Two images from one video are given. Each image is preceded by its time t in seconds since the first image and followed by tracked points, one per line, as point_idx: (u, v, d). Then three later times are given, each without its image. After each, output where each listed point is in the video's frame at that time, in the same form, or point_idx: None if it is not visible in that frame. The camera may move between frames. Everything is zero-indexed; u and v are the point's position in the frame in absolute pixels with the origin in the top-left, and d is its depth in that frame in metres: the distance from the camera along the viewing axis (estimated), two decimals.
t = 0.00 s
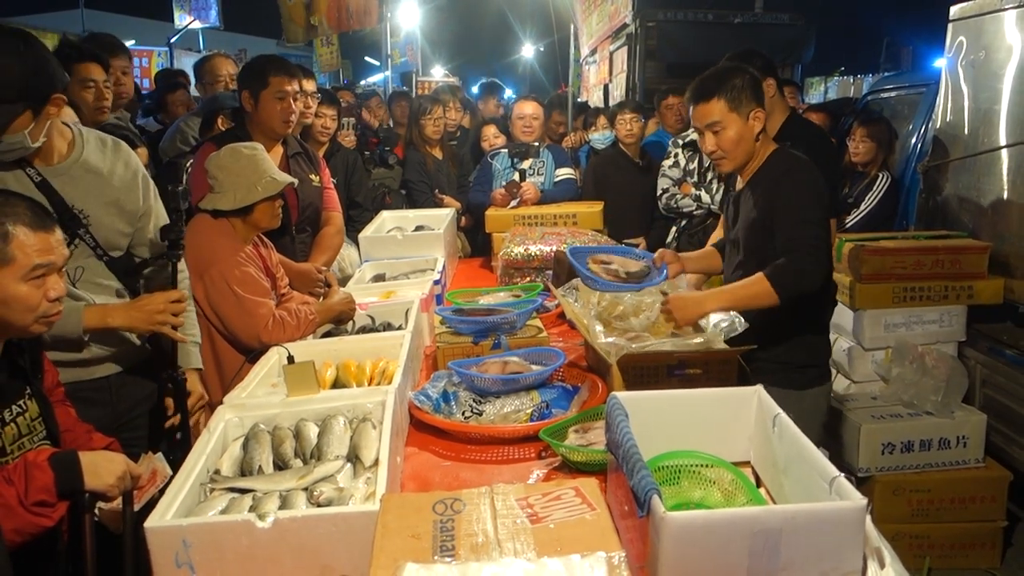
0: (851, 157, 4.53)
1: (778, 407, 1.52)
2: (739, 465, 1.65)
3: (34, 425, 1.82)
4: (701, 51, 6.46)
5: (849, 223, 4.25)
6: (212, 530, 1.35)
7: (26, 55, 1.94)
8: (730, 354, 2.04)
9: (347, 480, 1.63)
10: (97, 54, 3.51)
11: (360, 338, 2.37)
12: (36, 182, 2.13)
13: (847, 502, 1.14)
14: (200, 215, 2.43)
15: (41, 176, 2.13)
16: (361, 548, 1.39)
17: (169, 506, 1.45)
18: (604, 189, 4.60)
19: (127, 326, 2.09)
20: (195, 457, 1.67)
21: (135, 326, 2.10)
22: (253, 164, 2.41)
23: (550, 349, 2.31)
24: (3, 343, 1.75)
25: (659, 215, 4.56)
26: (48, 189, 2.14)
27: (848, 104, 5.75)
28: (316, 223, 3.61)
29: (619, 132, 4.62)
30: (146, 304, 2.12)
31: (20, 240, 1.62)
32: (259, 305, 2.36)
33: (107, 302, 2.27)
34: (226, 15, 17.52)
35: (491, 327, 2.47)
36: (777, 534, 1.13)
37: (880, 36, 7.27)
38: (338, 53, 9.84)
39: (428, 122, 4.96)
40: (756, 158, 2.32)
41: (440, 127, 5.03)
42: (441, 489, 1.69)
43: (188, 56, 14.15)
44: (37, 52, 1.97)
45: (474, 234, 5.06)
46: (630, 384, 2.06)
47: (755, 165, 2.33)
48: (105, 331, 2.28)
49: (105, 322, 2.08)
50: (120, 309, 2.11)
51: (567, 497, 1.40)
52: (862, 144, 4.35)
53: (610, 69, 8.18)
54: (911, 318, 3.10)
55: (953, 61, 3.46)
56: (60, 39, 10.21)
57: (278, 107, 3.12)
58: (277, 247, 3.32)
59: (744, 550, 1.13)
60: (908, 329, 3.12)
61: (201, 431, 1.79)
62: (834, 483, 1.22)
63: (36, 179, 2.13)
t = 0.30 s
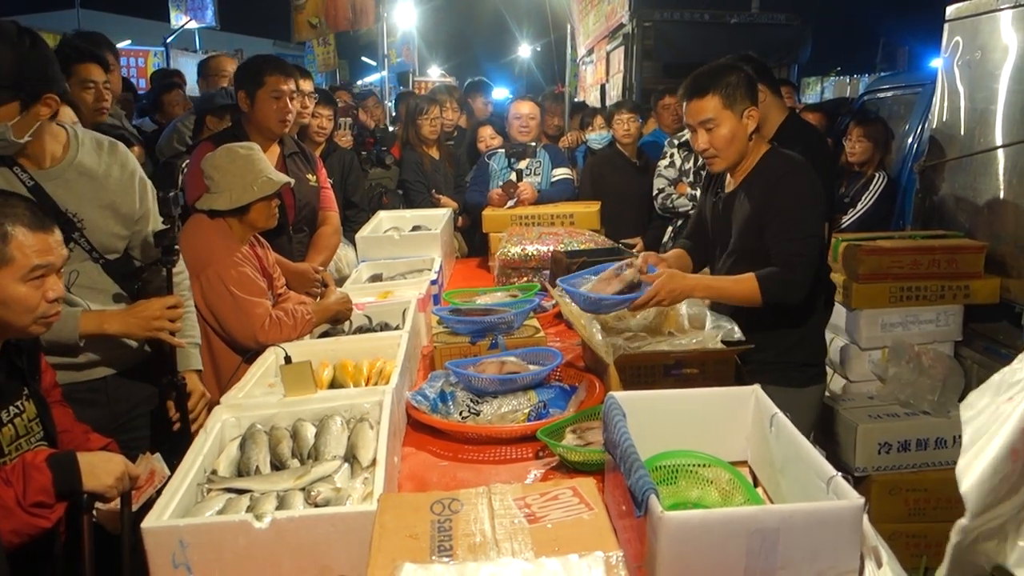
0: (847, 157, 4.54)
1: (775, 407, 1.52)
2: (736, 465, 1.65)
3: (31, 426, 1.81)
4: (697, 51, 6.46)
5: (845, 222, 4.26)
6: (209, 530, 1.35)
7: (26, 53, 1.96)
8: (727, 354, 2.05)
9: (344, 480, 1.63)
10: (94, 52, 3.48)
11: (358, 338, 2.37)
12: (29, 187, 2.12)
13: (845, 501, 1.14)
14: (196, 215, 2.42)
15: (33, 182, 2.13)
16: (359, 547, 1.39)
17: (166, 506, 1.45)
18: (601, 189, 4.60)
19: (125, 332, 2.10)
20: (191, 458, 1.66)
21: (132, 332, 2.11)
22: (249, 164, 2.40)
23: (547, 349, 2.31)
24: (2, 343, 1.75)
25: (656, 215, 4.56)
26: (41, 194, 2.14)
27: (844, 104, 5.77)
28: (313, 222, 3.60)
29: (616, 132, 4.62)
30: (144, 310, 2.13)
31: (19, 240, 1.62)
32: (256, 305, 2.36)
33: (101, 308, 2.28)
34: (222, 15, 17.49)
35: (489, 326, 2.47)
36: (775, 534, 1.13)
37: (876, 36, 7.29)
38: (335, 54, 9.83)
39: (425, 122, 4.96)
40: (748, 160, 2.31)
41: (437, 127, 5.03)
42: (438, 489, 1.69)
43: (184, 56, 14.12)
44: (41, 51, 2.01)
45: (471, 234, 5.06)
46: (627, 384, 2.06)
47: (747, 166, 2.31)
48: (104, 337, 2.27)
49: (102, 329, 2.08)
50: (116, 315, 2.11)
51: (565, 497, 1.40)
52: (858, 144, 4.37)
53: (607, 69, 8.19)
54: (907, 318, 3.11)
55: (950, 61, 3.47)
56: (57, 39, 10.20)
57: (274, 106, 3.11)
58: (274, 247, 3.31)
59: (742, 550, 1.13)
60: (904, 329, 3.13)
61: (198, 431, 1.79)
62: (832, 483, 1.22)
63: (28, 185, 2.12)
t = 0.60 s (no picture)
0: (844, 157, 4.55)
1: (772, 407, 1.52)
2: (734, 464, 1.65)
3: (27, 427, 1.80)
4: (693, 51, 6.47)
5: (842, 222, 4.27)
6: (205, 531, 1.34)
7: (32, 55, 1.96)
8: (722, 355, 2.06)
9: (342, 481, 1.62)
10: (92, 52, 3.46)
11: (354, 339, 2.36)
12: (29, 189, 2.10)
13: (843, 501, 1.14)
14: (192, 215, 2.41)
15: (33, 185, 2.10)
16: (357, 548, 1.38)
17: (163, 506, 1.44)
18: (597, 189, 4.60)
19: (126, 338, 2.09)
20: (189, 458, 1.66)
21: (132, 338, 2.10)
22: (244, 163, 2.40)
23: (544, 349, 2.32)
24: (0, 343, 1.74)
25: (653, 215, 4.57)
26: (42, 197, 2.12)
27: (841, 104, 5.78)
28: (310, 222, 3.59)
29: (613, 132, 4.63)
30: (144, 315, 2.12)
31: (18, 240, 1.61)
32: (253, 305, 2.35)
33: (100, 313, 2.27)
34: (218, 15, 17.45)
35: (486, 326, 2.47)
36: (773, 533, 1.13)
37: (871, 36, 7.31)
38: (332, 54, 9.82)
39: (422, 122, 4.95)
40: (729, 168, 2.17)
41: (433, 127, 5.03)
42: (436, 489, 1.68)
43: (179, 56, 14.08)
44: (47, 53, 2.00)
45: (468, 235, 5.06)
46: (619, 384, 2.06)
47: (727, 175, 2.17)
48: (103, 342, 2.26)
49: (102, 334, 2.07)
50: (117, 320, 2.10)
51: (564, 497, 1.40)
52: (855, 144, 4.39)
53: (604, 69, 8.19)
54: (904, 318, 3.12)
55: (945, 61, 3.48)
56: (55, 40, 10.18)
57: (270, 105, 3.10)
58: (271, 247, 3.30)
59: (740, 549, 1.13)
60: (901, 328, 3.11)
61: (194, 432, 1.78)
62: (831, 482, 1.22)
63: (29, 187, 2.10)
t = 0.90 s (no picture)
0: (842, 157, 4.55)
1: (771, 407, 1.52)
2: (733, 465, 1.65)
3: (24, 427, 1.80)
4: (691, 51, 6.48)
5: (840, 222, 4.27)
6: (202, 531, 1.34)
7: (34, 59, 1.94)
8: (719, 355, 2.06)
9: (339, 481, 1.62)
10: (95, 50, 3.42)
11: (351, 339, 2.36)
12: (32, 191, 2.09)
13: (842, 501, 1.14)
14: (189, 214, 2.41)
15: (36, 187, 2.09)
16: (355, 548, 1.38)
17: (159, 506, 1.43)
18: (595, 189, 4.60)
19: (128, 339, 2.08)
20: (186, 458, 1.65)
21: (134, 339, 2.08)
22: (240, 161, 2.40)
23: (542, 349, 2.31)
24: None
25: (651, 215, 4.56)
26: (45, 199, 2.12)
27: (839, 104, 5.78)
28: (308, 221, 3.57)
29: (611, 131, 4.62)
30: (146, 317, 2.10)
31: (18, 240, 1.60)
32: (250, 305, 2.34)
33: (99, 315, 2.26)
34: (215, 14, 17.43)
35: (484, 326, 2.47)
36: (773, 534, 1.12)
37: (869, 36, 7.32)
38: (329, 53, 9.82)
39: (420, 121, 4.94)
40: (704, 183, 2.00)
41: (431, 127, 5.02)
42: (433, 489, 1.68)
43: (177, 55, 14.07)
44: (48, 57, 1.98)
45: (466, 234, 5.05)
46: (618, 384, 2.06)
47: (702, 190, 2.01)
48: (103, 344, 2.25)
49: (104, 335, 2.07)
50: (118, 321, 2.09)
51: (562, 497, 1.40)
52: (853, 144, 4.39)
53: (602, 69, 8.17)
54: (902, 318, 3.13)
55: (944, 62, 3.47)
56: (53, 38, 10.17)
57: (267, 105, 3.09)
58: (268, 247, 3.29)
59: (739, 550, 1.13)
60: (899, 329, 3.14)
61: (191, 432, 1.77)
62: (830, 483, 1.22)
63: (32, 189, 2.09)
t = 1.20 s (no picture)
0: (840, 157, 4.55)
1: (769, 407, 1.52)
2: (732, 465, 1.65)
3: (22, 428, 1.79)
4: (689, 52, 6.48)
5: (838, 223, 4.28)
6: (200, 531, 1.34)
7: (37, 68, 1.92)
8: (717, 355, 2.07)
9: (338, 481, 1.62)
10: (93, 49, 3.42)
11: (350, 339, 2.35)
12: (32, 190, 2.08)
13: (841, 501, 1.14)
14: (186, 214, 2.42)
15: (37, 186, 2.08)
16: (353, 548, 1.38)
17: (158, 506, 1.43)
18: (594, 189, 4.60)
19: (130, 336, 2.07)
20: (184, 458, 1.65)
21: (137, 336, 2.08)
22: (237, 160, 2.39)
23: (541, 349, 2.32)
24: None
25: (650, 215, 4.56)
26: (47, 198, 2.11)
27: (837, 104, 5.78)
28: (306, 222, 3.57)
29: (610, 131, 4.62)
30: (149, 312, 2.10)
31: (19, 241, 1.60)
32: (249, 305, 2.34)
33: (102, 311, 2.25)
34: (213, 13, 17.42)
35: (483, 326, 2.47)
36: (771, 533, 1.12)
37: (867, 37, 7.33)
38: (327, 53, 9.81)
39: (418, 121, 4.94)
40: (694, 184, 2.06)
41: (430, 127, 5.01)
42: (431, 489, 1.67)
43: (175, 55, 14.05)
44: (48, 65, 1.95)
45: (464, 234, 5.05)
46: (618, 384, 2.06)
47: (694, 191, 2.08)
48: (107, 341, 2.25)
49: (107, 331, 2.06)
50: (121, 318, 2.09)
51: (561, 497, 1.40)
52: (852, 144, 4.39)
53: (600, 69, 8.18)
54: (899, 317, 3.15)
55: (942, 62, 3.48)
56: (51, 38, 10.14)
57: (265, 104, 3.09)
58: (267, 247, 3.29)
59: (738, 550, 1.13)
60: (898, 329, 3.18)
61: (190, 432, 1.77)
62: (828, 483, 1.22)
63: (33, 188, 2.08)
